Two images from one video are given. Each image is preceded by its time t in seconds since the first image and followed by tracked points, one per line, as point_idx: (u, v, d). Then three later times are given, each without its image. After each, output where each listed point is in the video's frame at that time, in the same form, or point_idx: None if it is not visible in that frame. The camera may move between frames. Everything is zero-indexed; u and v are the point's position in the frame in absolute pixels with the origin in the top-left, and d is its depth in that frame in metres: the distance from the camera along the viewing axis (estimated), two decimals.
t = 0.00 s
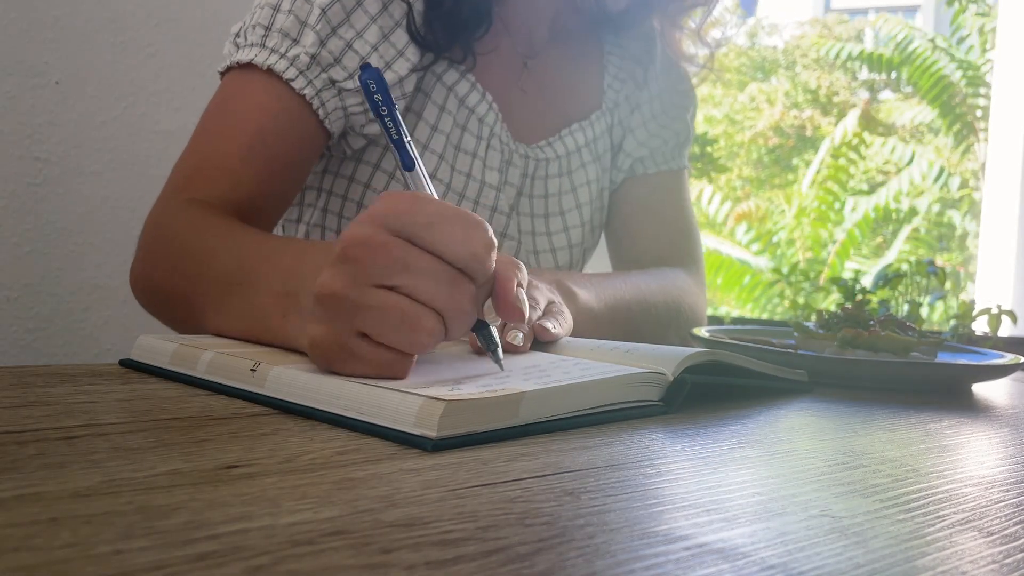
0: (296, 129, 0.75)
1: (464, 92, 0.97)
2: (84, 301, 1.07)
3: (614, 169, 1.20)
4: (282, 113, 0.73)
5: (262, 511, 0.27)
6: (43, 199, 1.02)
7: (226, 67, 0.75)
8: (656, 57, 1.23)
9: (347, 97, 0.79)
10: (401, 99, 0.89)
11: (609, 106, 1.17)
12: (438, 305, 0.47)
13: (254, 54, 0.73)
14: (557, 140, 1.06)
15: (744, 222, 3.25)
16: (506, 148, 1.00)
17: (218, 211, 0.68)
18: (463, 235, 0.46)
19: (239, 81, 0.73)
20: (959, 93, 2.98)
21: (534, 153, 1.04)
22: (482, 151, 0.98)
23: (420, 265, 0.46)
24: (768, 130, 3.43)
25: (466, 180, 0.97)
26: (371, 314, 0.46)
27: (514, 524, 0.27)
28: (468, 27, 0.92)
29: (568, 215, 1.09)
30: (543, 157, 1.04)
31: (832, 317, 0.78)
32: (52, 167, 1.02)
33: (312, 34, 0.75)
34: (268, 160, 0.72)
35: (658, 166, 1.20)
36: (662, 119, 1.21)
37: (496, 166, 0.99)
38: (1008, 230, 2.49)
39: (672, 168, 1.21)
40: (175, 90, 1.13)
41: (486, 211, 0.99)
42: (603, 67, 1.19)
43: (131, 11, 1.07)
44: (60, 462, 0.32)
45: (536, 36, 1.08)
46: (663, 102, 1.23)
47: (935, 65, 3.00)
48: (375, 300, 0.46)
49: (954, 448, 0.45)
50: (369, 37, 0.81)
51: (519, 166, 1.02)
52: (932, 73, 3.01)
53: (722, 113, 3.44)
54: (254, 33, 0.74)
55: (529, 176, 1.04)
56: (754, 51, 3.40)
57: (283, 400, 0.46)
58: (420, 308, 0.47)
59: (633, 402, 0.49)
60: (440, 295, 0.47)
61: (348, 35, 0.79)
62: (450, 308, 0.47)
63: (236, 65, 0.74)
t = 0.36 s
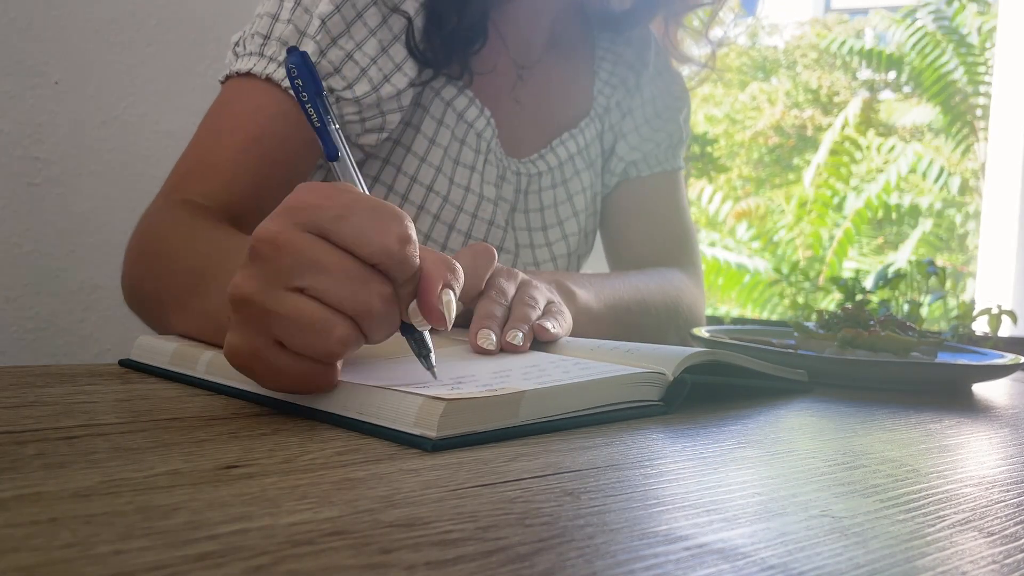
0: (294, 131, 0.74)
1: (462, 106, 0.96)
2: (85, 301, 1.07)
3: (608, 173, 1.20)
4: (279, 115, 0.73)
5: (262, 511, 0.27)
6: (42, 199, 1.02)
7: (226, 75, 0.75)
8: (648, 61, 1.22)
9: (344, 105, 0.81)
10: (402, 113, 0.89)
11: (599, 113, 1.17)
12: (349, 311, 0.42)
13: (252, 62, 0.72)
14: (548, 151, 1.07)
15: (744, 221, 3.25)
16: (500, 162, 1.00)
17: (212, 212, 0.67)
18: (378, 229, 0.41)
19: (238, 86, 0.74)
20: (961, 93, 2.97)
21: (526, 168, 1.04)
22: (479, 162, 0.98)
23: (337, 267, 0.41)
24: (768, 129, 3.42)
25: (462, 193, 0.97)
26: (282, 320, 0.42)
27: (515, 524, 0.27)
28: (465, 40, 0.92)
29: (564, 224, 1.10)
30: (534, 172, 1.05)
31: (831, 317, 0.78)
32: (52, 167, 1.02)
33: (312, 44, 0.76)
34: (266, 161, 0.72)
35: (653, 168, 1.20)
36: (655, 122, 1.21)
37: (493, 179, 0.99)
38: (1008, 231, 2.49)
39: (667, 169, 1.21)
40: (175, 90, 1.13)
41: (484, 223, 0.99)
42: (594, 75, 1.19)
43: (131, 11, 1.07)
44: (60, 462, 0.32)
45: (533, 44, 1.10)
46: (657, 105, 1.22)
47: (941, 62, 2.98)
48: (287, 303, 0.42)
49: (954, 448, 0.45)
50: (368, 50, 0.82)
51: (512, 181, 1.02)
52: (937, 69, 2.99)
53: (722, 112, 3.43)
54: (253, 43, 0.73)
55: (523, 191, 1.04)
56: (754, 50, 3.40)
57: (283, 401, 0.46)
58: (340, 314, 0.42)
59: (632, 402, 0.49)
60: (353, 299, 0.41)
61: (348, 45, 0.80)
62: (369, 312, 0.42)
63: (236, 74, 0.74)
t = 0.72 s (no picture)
0: (295, 133, 0.75)
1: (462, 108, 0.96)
2: (85, 301, 1.07)
3: (609, 174, 1.19)
4: (281, 117, 0.74)
5: (262, 511, 0.27)
6: (43, 199, 1.02)
7: (226, 75, 0.75)
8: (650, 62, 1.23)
9: (344, 111, 0.80)
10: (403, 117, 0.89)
11: (599, 114, 1.16)
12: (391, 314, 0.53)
13: (254, 65, 0.73)
14: (549, 153, 1.06)
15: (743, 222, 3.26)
16: (501, 163, 1.00)
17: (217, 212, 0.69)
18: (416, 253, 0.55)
19: (239, 88, 0.74)
20: (962, 94, 2.97)
21: (526, 169, 1.03)
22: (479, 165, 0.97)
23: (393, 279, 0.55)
24: (767, 129, 3.44)
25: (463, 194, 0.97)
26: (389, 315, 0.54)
27: (515, 524, 0.27)
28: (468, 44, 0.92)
29: (566, 224, 1.09)
30: (535, 172, 1.04)
31: (831, 317, 0.78)
32: (53, 167, 1.02)
33: (313, 49, 0.76)
34: (268, 163, 0.73)
35: (653, 170, 1.20)
36: (655, 123, 1.22)
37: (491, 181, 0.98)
38: (1008, 231, 2.50)
39: (667, 170, 1.21)
40: (175, 90, 1.13)
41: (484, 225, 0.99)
42: (595, 75, 1.18)
43: (132, 11, 1.07)
44: (60, 462, 0.31)
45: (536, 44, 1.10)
46: (658, 106, 1.23)
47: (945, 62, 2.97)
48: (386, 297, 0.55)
49: (954, 448, 0.45)
50: (369, 55, 0.82)
51: (512, 183, 1.02)
52: (940, 67, 2.99)
53: (721, 112, 3.45)
54: (256, 45, 0.74)
55: (523, 193, 1.03)
56: (754, 51, 3.40)
57: (284, 401, 0.46)
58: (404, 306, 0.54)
59: (632, 403, 0.49)
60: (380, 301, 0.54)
61: (349, 51, 0.80)
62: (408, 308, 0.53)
63: (236, 75, 0.74)
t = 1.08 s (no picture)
0: (300, 135, 0.75)
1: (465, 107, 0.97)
2: (85, 301, 1.07)
3: (610, 174, 1.20)
4: (287, 119, 0.74)
5: (262, 511, 0.27)
6: (43, 199, 1.02)
7: (229, 79, 0.75)
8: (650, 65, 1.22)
9: (349, 111, 0.80)
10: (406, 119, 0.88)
11: (601, 113, 1.17)
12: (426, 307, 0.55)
13: (259, 67, 0.74)
14: (552, 151, 1.07)
15: (744, 222, 3.26)
16: (504, 161, 1.00)
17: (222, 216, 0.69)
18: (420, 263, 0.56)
19: (245, 90, 0.74)
20: (961, 95, 3.02)
21: (528, 168, 1.04)
22: (482, 163, 0.98)
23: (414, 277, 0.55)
24: (768, 129, 3.40)
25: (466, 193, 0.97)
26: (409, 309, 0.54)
27: (515, 524, 0.27)
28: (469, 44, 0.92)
29: (568, 223, 1.10)
30: (538, 171, 1.05)
31: (831, 317, 0.78)
32: (53, 167, 1.02)
33: (317, 50, 0.76)
34: (273, 166, 0.73)
35: (655, 170, 1.20)
36: (655, 123, 1.21)
37: (495, 178, 0.99)
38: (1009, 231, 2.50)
39: (669, 170, 1.21)
40: (175, 90, 1.12)
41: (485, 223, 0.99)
42: (596, 75, 1.18)
43: (132, 11, 1.07)
44: (60, 463, 0.31)
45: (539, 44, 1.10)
46: (658, 106, 1.22)
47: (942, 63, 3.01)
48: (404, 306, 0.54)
49: (954, 448, 0.45)
50: (372, 53, 0.82)
51: (515, 182, 1.02)
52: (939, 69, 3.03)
53: (721, 112, 3.42)
54: (260, 47, 0.75)
55: (526, 191, 1.04)
56: (754, 51, 3.40)
57: (284, 401, 0.46)
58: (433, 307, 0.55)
59: (632, 402, 0.49)
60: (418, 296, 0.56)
61: (352, 51, 0.80)
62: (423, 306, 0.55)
63: (242, 78, 0.74)
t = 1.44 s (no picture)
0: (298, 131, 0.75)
1: (468, 105, 0.96)
2: (85, 301, 1.07)
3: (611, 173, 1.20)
4: (288, 114, 0.74)
5: (262, 511, 0.27)
6: (42, 199, 1.02)
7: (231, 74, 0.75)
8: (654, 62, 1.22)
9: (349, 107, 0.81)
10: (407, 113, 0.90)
11: (604, 113, 1.17)
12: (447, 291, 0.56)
13: (257, 61, 0.73)
14: (554, 151, 1.07)
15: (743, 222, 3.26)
16: (506, 160, 1.00)
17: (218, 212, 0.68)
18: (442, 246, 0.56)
19: (244, 85, 0.74)
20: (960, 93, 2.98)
21: (531, 167, 1.04)
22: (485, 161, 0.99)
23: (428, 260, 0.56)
24: (767, 129, 3.42)
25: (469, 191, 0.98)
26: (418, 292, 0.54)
27: (515, 524, 0.27)
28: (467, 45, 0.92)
29: (570, 223, 1.10)
30: (540, 171, 1.05)
31: (831, 317, 0.78)
32: (52, 167, 1.02)
33: (317, 44, 0.76)
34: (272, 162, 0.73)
35: (658, 170, 1.20)
36: (655, 125, 1.20)
37: (499, 177, 0.99)
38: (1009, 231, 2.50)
39: (671, 170, 1.21)
40: (175, 90, 1.12)
41: (487, 223, 0.99)
42: (601, 74, 1.19)
43: (131, 11, 1.07)
44: (59, 462, 0.31)
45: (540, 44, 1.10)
46: (661, 105, 1.21)
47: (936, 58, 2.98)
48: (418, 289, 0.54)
49: (954, 448, 0.45)
50: (372, 50, 0.82)
51: (518, 180, 1.02)
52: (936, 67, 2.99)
53: (720, 111, 3.42)
54: (259, 41, 0.74)
55: (528, 191, 1.04)
56: (754, 50, 3.39)
57: (283, 401, 0.46)
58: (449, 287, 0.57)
59: (632, 402, 0.49)
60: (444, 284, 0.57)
61: (352, 46, 0.80)
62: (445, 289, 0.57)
63: (241, 71, 0.74)
